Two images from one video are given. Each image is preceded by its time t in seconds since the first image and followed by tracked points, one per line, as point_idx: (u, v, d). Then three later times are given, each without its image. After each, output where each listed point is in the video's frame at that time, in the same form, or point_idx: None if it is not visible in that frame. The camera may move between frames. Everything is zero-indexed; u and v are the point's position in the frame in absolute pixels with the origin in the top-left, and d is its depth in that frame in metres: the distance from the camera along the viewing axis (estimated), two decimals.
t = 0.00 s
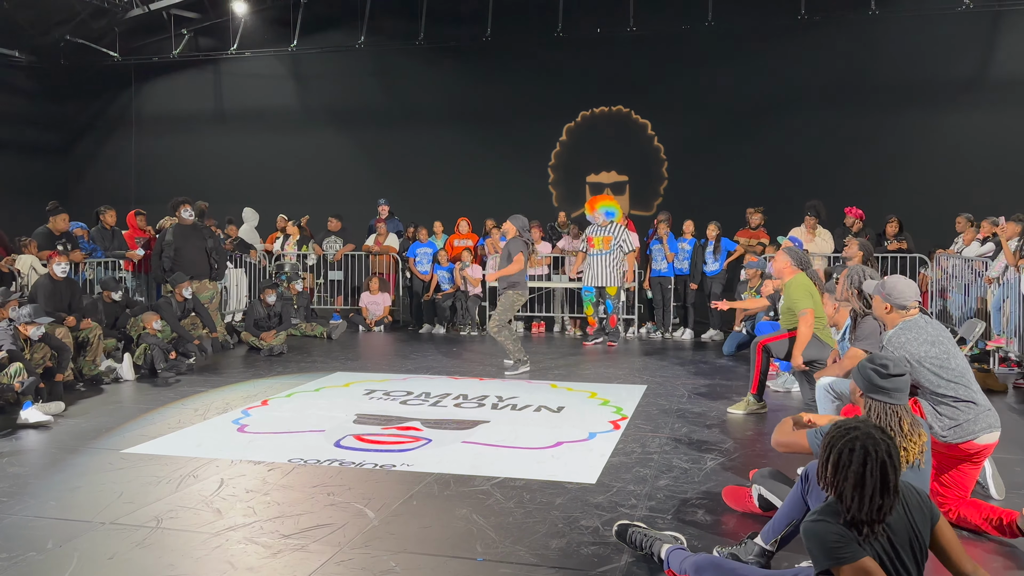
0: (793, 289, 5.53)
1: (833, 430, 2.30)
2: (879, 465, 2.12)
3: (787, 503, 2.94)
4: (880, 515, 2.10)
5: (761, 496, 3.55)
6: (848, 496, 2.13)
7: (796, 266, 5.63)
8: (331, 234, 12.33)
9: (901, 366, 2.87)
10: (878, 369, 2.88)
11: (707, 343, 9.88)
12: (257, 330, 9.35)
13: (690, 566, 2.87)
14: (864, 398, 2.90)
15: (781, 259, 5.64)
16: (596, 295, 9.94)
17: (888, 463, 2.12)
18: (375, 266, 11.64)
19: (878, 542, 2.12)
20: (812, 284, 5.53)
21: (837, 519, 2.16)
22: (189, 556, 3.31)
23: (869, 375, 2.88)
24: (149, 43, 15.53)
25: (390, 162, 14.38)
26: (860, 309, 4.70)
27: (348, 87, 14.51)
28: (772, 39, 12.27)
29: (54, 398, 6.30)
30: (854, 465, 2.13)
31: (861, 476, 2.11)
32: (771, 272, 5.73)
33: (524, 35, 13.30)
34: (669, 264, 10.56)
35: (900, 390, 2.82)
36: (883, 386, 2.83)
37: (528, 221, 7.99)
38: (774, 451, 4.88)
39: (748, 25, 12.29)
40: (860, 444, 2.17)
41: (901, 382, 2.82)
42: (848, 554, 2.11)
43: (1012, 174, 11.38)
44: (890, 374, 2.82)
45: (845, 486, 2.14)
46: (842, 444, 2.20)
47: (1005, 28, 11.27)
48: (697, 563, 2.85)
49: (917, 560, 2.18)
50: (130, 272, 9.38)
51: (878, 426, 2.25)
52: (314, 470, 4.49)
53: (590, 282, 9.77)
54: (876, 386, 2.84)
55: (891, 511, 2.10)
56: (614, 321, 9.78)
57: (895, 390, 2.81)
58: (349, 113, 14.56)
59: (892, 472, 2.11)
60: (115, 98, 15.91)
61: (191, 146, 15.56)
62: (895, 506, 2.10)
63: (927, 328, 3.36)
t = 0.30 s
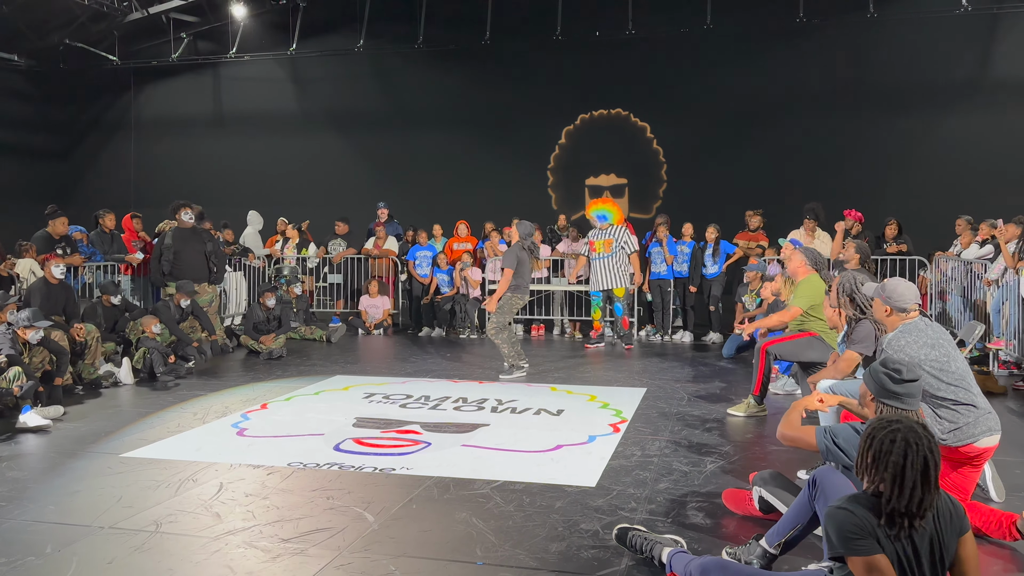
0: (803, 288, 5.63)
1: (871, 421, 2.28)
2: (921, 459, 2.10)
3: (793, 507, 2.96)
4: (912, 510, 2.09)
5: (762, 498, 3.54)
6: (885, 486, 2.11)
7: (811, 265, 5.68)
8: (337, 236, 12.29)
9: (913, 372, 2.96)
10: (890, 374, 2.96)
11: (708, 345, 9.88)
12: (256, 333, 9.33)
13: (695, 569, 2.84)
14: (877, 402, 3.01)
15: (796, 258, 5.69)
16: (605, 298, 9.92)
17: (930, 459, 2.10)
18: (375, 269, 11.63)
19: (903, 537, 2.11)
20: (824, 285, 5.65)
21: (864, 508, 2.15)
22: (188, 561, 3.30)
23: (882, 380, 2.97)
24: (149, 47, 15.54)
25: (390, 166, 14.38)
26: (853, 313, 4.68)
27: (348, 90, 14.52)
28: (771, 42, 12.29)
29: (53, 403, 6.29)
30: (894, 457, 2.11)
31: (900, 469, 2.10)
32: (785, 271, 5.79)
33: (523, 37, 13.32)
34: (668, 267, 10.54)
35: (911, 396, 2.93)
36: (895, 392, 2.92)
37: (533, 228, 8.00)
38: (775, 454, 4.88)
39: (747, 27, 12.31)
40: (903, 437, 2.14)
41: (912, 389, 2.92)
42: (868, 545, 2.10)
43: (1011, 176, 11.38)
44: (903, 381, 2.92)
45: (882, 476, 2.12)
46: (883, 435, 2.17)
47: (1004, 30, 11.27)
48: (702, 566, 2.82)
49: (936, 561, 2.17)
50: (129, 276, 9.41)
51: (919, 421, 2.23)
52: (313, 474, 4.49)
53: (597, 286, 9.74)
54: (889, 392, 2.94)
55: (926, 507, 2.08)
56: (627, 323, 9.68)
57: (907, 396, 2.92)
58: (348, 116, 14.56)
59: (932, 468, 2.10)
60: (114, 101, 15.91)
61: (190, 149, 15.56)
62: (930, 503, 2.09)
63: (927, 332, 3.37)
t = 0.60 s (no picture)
0: (808, 289, 5.62)
1: (894, 426, 2.27)
2: (945, 466, 2.09)
3: (790, 511, 2.96)
4: (932, 515, 2.07)
5: (762, 502, 3.54)
6: (908, 489, 2.09)
7: (820, 267, 5.67)
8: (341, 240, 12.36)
9: (913, 372, 2.95)
10: (888, 376, 2.96)
11: (707, 348, 9.88)
12: (255, 336, 9.30)
13: (695, 572, 2.83)
14: (876, 403, 2.99)
15: (806, 259, 5.70)
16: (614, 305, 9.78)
17: (954, 467, 2.08)
18: (374, 272, 11.63)
19: (919, 542, 2.09)
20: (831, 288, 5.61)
21: (883, 509, 2.12)
22: (187, 565, 3.29)
23: (880, 382, 2.96)
24: (148, 50, 15.56)
25: (389, 168, 14.39)
26: (847, 318, 4.71)
27: (346, 93, 14.53)
28: (769, 45, 12.31)
29: (53, 406, 6.31)
30: (919, 460, 2.09)
31: (925, 473, 2.08)
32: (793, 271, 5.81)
33: (522, 40, 13.33)
34: (667, 269, 10.51)
35: (910, 396, 2.91)
36: (895, 393, 2.91)
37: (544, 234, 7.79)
38: (775, 456, 4.88)
39: (745, 29, 12.33)
40: (928, 441, 2.13)
41: (911, 389, 2.90)
42: (883, 545, 2.07)
43: (1010, 178, 11.39)
44: (901, 383, 2.91)
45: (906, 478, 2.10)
46: (908, 439, 2.16)
47: (1001, 32, 11.29)
48: (703, 569, 2.81)
49: (945, 572, 2.15)
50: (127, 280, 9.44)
51: (943, 431, 2.22)
52: (312, 477, 4.48)
53: (607, 291, 9.62)
54: (888, 393, 2.93)
55: (946, 514, 2.07)
56: (644, 328, 9.41)
57: (906, 397, 2.90)
58: (347, 119, 14.57)
59: (956, 476, 2.09)
60: (113, 104, 15.93)
61: (189, 152, 15.57)
62: (952, 510, 2.07)
63: (928, 333, 3.36)
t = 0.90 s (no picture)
0: (799, 291, 5.61)
1: (888, 428, 2.28)
2: (941, 464, 2.10)
3: (788, 512, 2.96)
4: (930, 514, 2.07)
5: (761, 505, 3.53)
6: (904, 488, 2.10)
7: (805, 269, 5.66)
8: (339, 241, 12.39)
9: (909, 372, 2.95)
10: (885, 376, 2.96)
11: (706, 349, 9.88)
12: (254, 339, 9.32)
13: None
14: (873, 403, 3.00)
15: (791, 262, 5.68)
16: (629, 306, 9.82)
17: (948, 464, 2.10)
18: (372, 275, 11.63)
19: (919, 542, 2.09)
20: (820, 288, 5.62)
21: (880, 510, 2.13)
22: (186, 568, 3.29)
23: (878, 383, 2.97)
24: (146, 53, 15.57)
25: (387, 171, 14.39)
26: (842, 320, 4.70)
27: (345, 95, 14.53)
28: (767, 46, 12.33)
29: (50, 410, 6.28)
30: (914, 460, 2.10)
31: (921, 471, 2.09)
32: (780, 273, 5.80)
33: (520, 42, 13.35)
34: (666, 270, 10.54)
35: (907, 396, 2.91)
36: (891, 393, 2.91)
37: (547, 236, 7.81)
38: (773, 458, 4.88)
39: (743, 31, 12.35)
40: (921, 441, 2.15)
41: (909, 389, 2.91)
42: (883, 546, 2.08)
43: (1007, 179, 11.42)
44: (898, 383, 2.91)
45: (902, 478, 2.11)
46: (901, 439, 2.18)
47: (998, 33, 11.32)
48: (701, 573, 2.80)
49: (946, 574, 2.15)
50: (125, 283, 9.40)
51: (936, 430, 2.24)
52: (310, 480, 4.47)
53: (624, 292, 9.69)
54: (884, 393, 2.93)
55: (943, 512, 2.08)
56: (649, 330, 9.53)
57: (903, 397, 2.90)
58: (345, 121, 14.57)
59: (952, 474, 2.10)
60: (111, 107, 15.92)
61: (187, 155, 15.56)
62: (949, 508, 2.07)
63: (926, 335, 3.37)
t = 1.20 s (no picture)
0: (800, 291, 5.63)
1: (884, 428, 2.28)
2: (937, 461, 2.10)
3: (786, 513, 2.96)
4: (927, 513, 2.07)
5: (758, 505, 3.54)
6: (902, 487, 2.10)
7: (810, 269, 5.68)
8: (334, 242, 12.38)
9: (906, 371, 2.95)
10: (883, 375, 2.96)
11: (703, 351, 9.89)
12: (251, 341, 9.33)
13: None
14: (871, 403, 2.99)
15: (796, 261, 5.70)
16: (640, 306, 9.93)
17: (945, 461, 2.10)
18: (370, 276, 11.63)
19: (917, 542, 2.09)
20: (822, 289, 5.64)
21: (878, 510, 2.13)
22: (183, 570, 3.28)
23: (875, 382, 2.96)
24: (144, 55, 15.56)
25: (385, 172, 14.38)
26: (838, 321, 4.69)
27: (343, 97, 14.53)
28: (764, 48, 12.36)
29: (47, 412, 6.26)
30: (911, 458, 2.10)
31: (918, 470, 2.09)
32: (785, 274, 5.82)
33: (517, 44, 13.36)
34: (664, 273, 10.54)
35: (905, 395, 2.91)
36: (889, 392, 2.91)
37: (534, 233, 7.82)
38: (771, 459, 4.88)
39: (740, 33, 12.36)
40: (916, 439, 2.15)
41: (906, 387, 2.90)
42: (882, 546, 2.08)
43: (1005, 180, 11.43)
44: (895, 381, 2.91)
45: (899, 477, 2.11)
46: (896, 439, 2.18)
47: (995, 35, 11.33)
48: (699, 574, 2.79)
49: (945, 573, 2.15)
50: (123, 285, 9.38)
51: (931, 428, 2.24)
52: (308, 482, 4.47)
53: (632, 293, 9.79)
54: (881, 392, 2.93)
55: (941, 510, 2.08)
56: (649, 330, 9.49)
57: (901, 395, 2.90)
58: (343, 123, 14.56)
59: (949, 471, 2.10)
60: (109, 109, 15.91)
61: (184, 156, 15.54)
62: (947, 505, 2.08)
63: (923, 335, 3.37)
